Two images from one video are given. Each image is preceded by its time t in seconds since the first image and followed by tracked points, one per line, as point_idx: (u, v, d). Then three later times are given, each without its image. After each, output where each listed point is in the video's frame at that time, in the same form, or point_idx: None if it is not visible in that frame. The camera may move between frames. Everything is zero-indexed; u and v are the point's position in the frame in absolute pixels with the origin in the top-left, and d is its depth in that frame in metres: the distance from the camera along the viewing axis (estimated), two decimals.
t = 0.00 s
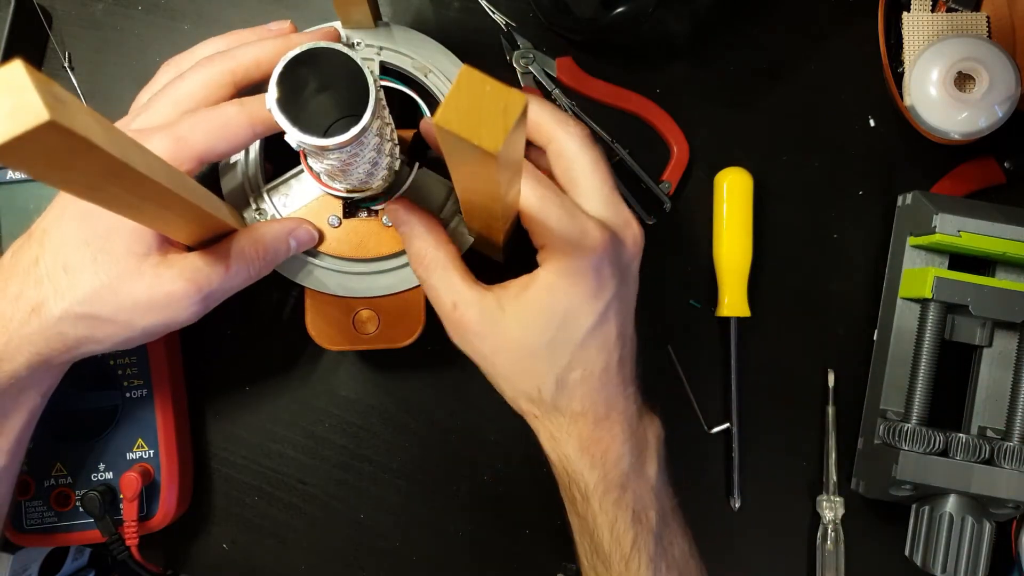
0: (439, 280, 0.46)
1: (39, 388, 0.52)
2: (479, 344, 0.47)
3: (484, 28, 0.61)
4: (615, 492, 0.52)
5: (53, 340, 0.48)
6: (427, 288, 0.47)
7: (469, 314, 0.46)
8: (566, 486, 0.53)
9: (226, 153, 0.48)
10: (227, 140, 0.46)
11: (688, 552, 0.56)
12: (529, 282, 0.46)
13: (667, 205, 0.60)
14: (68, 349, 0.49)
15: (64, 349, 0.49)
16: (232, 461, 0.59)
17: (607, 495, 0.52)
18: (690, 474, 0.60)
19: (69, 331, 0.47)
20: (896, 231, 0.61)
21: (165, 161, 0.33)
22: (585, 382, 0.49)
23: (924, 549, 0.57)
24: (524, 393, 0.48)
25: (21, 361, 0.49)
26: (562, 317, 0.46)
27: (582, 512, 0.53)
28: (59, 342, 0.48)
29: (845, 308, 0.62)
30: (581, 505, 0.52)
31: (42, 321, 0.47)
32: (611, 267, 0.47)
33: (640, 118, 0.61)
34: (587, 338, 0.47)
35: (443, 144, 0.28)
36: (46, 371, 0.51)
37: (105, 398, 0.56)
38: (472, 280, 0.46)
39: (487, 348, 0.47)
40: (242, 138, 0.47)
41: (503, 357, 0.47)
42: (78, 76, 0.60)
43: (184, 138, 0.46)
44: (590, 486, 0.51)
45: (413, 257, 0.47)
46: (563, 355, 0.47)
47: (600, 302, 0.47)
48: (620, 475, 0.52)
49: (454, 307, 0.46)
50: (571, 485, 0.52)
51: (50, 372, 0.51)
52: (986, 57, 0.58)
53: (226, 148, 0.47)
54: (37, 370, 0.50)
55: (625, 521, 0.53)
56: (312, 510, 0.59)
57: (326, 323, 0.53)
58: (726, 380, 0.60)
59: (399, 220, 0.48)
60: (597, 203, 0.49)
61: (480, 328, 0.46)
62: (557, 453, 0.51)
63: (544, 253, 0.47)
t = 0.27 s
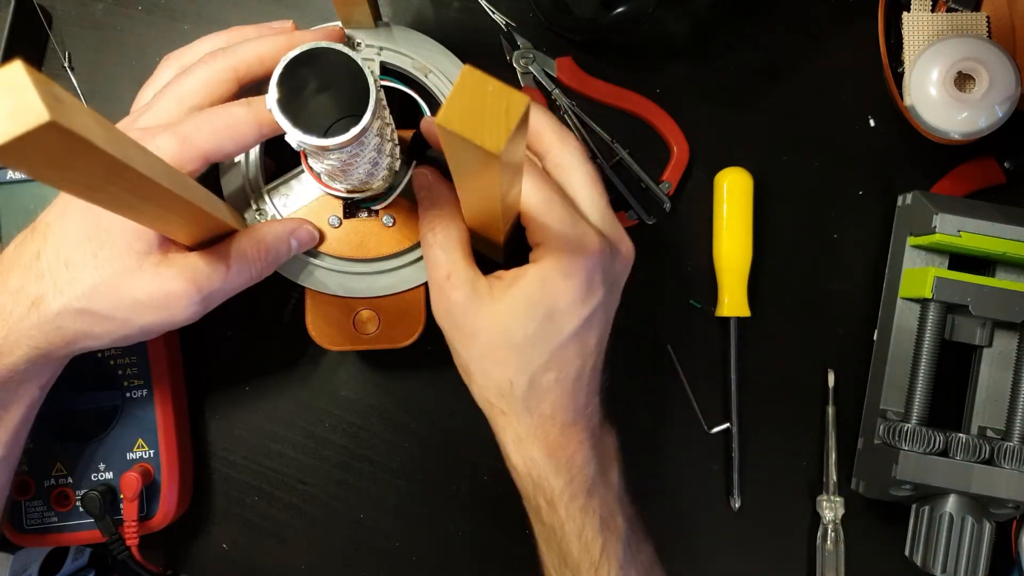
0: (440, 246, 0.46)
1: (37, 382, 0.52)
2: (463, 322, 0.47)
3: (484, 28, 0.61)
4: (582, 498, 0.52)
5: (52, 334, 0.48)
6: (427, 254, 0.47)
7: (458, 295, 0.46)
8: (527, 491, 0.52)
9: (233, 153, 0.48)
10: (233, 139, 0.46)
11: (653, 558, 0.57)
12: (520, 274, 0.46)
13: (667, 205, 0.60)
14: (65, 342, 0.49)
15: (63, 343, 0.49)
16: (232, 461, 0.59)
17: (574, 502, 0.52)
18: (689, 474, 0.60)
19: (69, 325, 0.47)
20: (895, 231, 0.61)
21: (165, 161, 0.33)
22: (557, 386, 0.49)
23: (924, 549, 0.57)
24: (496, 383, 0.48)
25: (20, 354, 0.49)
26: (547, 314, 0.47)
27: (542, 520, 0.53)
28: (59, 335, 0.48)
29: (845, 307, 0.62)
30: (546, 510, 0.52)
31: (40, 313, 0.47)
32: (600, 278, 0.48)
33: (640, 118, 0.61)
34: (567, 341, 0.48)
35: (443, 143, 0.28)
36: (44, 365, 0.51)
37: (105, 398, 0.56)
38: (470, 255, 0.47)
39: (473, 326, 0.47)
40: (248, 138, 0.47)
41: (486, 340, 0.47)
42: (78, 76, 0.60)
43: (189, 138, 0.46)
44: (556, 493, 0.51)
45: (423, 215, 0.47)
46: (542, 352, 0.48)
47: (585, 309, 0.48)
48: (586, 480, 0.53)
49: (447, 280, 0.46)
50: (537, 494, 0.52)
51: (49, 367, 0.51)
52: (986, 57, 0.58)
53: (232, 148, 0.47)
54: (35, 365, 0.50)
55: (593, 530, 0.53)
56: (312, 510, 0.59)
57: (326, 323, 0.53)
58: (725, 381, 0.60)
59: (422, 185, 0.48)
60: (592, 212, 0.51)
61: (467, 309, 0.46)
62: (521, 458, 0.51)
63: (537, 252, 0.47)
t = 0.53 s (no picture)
0: (433, 260, 0.46)
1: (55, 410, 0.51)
2: (452, 334, 0.47)
3: (484, 28, 0.61)
4: (561, 505, 0.52)
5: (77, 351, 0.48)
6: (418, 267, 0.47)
7: (449, 308, 0.46)
8: (506, 494, 0.52)
9: (203, 132, 0.49)
10: (199, 117, 0.48)
11: (635, 565, 0.56)
12: (514, 285, 0.46)
13: (667, 205, 0.60)
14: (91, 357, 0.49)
15: (98, 359, 0.49)
16: (232, 461, 0.59)
17: (553, 510, 0.51)
18: (689, 474, 0.60)
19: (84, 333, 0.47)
20: (896, 231, 0.61)
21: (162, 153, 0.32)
22: (543, 395, 0.50)
23: (924, 549, 0.57)
24: (481, 395, 0.49)
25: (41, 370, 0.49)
26: (535, 329, 0.47)
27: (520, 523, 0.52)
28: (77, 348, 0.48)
29: (845, 307, 0.62)
30: (525, 516, 0.51)
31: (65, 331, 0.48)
32: (593, 292, 0.48)
33: (640, 118, 0.61)
34: (556, 353, 0.48)
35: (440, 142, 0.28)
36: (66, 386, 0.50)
37: (105, 398, 0.56)
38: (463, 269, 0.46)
39: (464, 338, 0.47)
40: (213, 113, 0.49)
41: (476, 352, 0.47)
42: (78, 76, 0.60)
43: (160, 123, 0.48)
44: (536, 500, 0.51)
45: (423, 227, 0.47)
46: (531, 364, 0.48)
47: (575, 322, 0.48)
48: (566, 486, 0.52)
49: (440, 295, 0.46)
50: (519, 499, 0.51)
51: (75, 388, 0.51)
52: (986, 57, 0.58)
53: (202, 126, 0.48)
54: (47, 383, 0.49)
55: (573, 535, 0.52)
56: (312, 510, 0.59)
57: (326, 322, 0.53)
58: (725, 381, 0.60)
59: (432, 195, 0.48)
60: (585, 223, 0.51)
61: (458, 322, 0.46)
62: (504, 466, 0.51)
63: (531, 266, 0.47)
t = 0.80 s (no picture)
0: (419, 264, 0.45)
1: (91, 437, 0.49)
2: (451, 335, 0.46)
3: (484, 28, 0.61)
4: (565, 503, 0.52)
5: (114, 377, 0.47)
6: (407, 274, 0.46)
7: (446, 310, 0.45)
8: (508, 493, 0.52)
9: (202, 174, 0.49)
10: (200, 161, 0.47)
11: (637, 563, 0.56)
12: (513, 284, 0.46)
13: (667, 205, 0.60)
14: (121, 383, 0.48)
15: (142, 387, 0.48)
16: (232, 461, 0.59)
17: (556, 507, 0.52)
18: (690, 474, 0.60)
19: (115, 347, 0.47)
20: (895, 231, 0.61)
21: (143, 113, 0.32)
22: (545, 396, 0.49)
23: (924, 549, 0.57)
24: (486, 395, 0.48)
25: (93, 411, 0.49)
26: (537, 326, 0.47)
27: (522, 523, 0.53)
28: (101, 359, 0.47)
29: (845, 307, 0.62)
30: (527, 514, 0.52)
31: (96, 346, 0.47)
32: (593, 290, 0.48)
33: (640, 118, 0.61)
34: (557, 350, 0.48)
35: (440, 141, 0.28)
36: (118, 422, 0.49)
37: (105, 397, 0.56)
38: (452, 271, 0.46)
39: (461, 339, 0.46)
40: (214, 156, 0.48)
41: (476, 353, 0.47)
42: (78, 76, 0.60)
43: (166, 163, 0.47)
44: (540, 497, 0.51)
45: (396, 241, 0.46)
46: (533, 363, 0.48)
47: (576, 321, 0.48)
48: (569, 485, 0.52)
49: (433, 298, 0.45)
50: (522, 497, 0.51)
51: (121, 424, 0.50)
52: (986, 57, 0.58)
53: (203, 168, 0.47)
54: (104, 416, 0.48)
55: (576, 534, 0.52)
56: (312, 510, 0.59)
57: (326, 322, 0.53)
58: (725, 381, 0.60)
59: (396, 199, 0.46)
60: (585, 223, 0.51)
61: (456, 322, 0.46)
62: (507, 464, 0.51)
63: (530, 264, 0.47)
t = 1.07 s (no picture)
0: (424, 274, 0.46)
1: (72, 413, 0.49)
2: (459, 341, 0.46)
3: (484, 29, 0.61)
4: (580, 502, 0.53)
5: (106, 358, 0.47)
6: (412, 283, 0.46)
7: (453, 316, 0.45)
8: (524, 494, 0.53)
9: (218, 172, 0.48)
10: (224, 160, 0.47)
11: (649, 566, 0.57)
12: (516, 286, 0.46)
13: (667, 205, 0.60)
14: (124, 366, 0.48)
15: (120, 373, 0.48)
16: (232, 461, 0.59)
17: (573, 508, 0.52)
18: (690, 475, 0.60)
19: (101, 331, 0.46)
20: (895, 231, 0.61)
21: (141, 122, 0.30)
22: (554, 397, 0.49)
23: (924, 549, 0.57)
24: (497, 398, 0.48)
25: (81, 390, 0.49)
26: (544, 328, 0.47)
27: (536, 524, 0.53)
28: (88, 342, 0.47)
29: (845, 307, 0.62)
30: (544, 515, 0.52)
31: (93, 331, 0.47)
32: (595, 288, 0.48)
33: (640, 118, 0.61)
34: (565, 351, 0.48)
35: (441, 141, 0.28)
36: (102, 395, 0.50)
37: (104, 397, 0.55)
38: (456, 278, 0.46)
39: (468, 346, 0.46)
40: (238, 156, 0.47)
41: (483, 358, 0.47)
42: (78, 76, 0.60)
43: (185, 155, 0.47)
44: (554, 496, 0.52)
45: (398, 251, 0.46)
46: (539, 365, 0.48)
47: (583, 321, 0.48)
48: (584, 485, 0.53)
49: (438, 305, 0.45)
50: (538, 496, 0.52)
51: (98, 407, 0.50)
52: (986, 57, 0.58)
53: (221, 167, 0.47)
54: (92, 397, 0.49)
55: (591, 534, 0.53)
56: (312, 510, 0.59)
57: (326, 321, 0.53)
58: (725, 381, 0.60)
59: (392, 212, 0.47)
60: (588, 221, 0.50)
61: (462, 328, 0.46)
62: (524, 465, 0.51)
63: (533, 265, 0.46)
